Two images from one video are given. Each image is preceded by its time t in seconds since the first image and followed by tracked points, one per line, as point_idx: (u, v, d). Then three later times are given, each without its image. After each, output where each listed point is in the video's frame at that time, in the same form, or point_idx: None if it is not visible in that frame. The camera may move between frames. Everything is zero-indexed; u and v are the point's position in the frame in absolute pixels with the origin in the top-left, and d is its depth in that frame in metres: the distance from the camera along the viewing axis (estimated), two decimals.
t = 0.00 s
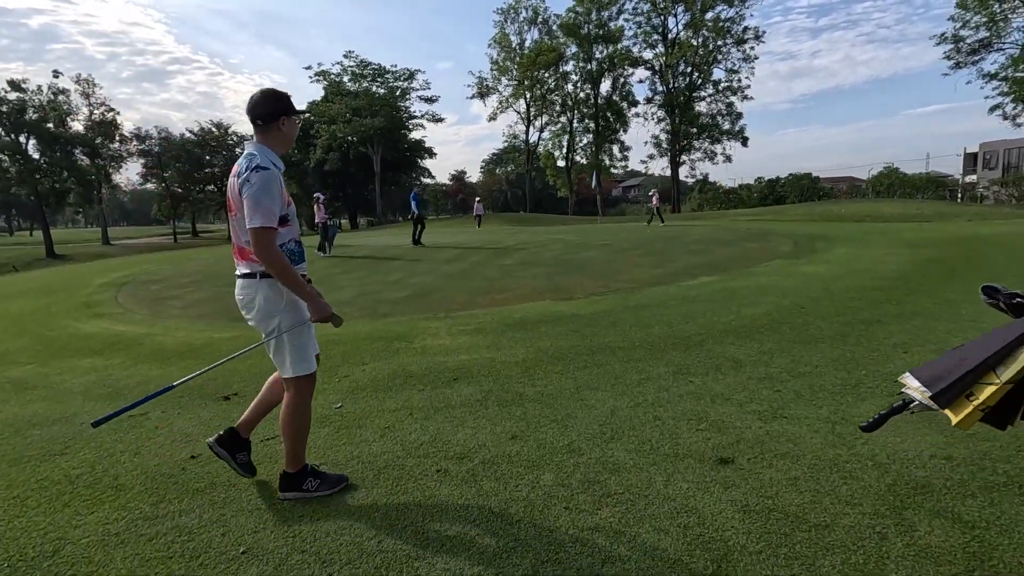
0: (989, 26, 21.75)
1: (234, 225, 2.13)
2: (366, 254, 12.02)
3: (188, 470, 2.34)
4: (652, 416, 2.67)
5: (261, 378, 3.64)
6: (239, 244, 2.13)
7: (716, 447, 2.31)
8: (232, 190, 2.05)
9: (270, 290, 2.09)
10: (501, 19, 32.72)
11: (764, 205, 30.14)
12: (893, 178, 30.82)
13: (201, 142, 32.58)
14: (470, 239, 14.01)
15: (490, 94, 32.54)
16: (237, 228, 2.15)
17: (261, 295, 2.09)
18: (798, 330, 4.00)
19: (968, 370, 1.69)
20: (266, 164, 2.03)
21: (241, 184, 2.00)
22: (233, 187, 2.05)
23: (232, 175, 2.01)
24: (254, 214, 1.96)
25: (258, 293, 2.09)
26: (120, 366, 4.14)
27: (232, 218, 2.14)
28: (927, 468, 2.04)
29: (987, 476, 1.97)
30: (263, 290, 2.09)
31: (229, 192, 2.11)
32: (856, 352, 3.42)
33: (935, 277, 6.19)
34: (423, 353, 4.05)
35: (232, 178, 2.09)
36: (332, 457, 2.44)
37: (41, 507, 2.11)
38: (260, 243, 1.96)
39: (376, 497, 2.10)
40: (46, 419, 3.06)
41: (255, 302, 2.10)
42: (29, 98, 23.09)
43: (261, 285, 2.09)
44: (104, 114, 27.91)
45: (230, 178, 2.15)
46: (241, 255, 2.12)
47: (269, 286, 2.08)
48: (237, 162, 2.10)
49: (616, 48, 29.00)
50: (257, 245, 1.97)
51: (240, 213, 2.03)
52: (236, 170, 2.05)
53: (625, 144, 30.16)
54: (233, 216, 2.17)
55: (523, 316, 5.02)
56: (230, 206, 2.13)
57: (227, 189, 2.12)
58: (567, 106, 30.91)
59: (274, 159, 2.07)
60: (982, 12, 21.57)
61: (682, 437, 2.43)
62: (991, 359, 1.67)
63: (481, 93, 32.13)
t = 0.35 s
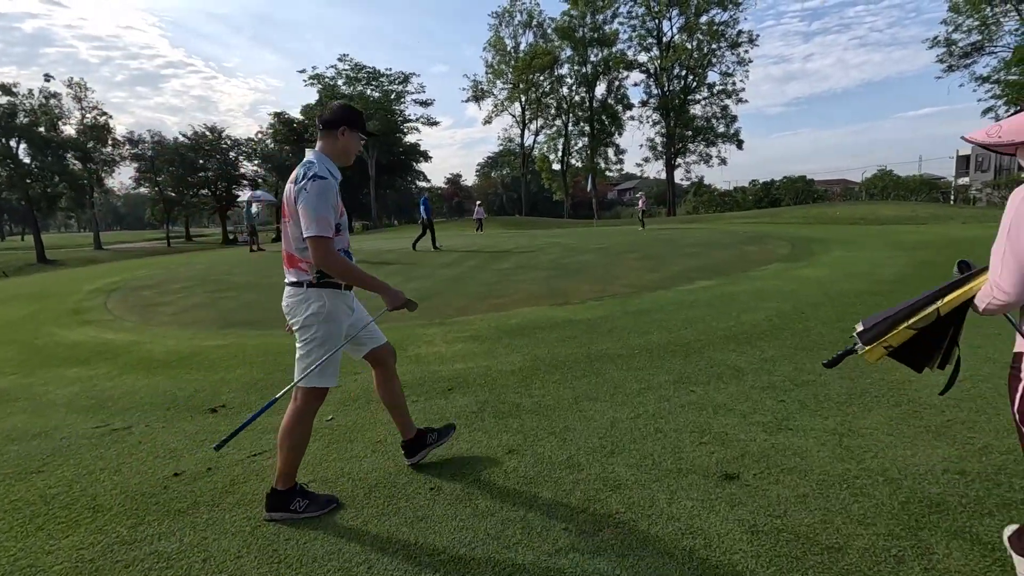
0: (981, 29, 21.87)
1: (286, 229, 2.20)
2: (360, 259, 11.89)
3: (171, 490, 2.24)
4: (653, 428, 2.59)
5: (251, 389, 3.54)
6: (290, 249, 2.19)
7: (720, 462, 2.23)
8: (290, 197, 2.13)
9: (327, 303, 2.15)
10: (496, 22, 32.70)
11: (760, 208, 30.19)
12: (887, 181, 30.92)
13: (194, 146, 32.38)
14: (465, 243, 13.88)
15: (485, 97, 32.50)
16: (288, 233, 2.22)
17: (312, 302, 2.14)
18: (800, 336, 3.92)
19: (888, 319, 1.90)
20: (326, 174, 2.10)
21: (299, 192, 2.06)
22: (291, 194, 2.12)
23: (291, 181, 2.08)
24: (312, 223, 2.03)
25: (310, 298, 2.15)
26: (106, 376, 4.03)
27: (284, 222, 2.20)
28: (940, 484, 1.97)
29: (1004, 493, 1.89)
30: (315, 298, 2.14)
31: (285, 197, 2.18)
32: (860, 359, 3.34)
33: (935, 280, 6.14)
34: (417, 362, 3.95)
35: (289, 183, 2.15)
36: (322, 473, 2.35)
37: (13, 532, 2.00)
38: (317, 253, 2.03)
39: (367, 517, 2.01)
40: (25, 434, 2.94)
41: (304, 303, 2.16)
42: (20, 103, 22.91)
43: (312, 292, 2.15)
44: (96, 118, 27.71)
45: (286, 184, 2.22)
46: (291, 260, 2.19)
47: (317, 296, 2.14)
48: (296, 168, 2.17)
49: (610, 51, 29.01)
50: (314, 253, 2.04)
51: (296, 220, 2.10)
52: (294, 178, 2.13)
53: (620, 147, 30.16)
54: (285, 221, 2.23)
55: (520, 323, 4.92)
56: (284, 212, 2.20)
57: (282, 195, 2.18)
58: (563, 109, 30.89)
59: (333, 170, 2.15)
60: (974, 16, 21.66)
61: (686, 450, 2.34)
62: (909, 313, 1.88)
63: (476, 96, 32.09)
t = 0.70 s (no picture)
0: (964, 33, 22.03)
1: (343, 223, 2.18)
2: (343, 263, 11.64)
3: (110, 524, 2.02)
4: (642, 448, 2.41)
5: (215, 404, 3.32)
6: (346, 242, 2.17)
7: (714, 488, 2.07)
8: (349, 189, 2.13)
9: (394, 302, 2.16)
10: (484, 24, 32.56)
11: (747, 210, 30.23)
12: (874, 183, 31.10)
13: (177, 147, 31.89)
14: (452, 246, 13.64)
15: (473, 99, 32.32)
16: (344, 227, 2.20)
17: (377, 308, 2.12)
18: (795, 344, 3.75)
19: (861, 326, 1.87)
20: (382, 165, 2.13)
21: (361, 183, 2.07)
22: (351, 187, 2.12)
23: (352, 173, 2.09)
24: (381, 211, 2.03)
25: (374, 301, 2.13)
26: (63, 391, 3.79)
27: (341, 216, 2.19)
28: (952, 513, 1.81)
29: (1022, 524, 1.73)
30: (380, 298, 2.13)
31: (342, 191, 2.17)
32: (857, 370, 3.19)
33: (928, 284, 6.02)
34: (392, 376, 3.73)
35: (347, 177, 2.16)
36: (279, 502, 2.14)
37: None
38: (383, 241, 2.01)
39: (324, 556, 1.81)
40: None
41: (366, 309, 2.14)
42: None
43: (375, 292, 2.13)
44: (76, 119, 27.17)
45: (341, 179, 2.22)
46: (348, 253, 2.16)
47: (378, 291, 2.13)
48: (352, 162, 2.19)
49: (598, 53, 28.96)
50: (379, 241, 2.02)
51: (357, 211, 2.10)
52: (350, 171, 2.14)
53: (608, 149, 30.11)
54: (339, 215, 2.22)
55: (504, 331, 4.72)
56: (339, 205, 2.19)
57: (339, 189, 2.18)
58: (551, 111, 30.77)
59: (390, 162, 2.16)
60: (958, 19, 21.82)
61: (676, 474, 2.17)
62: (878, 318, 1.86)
63: (464, 98, 31.91)
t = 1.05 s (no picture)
0: (939, 41, 22.33)
1: (379, 239, 2.07)
2: (319, 271, 11.34)
3: None
4: (620, 489, 2.20)
5: (156, 436, 3.02)
6: (385, 259, 2.06)
7: (700, 539, 1.86)
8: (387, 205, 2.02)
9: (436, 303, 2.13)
10: (467, 28, 32.39)
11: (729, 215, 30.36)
12: (852, 188, 31.45)
13: (153, 152, 31.20)
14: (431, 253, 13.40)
15: (455, 103, 32.11)
16: (378, 243, 2.09)
17: (434, 315, 2.07)
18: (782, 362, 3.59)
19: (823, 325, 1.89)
20: (420, 179, 2.04)
21: (404, 198, 1.98)
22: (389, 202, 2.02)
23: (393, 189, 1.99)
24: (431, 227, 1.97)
25: (425, 310, 2.06)
26: None
27: (375, 232, 2.07)
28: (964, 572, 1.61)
29: None
30: (431, 306, 2.09)
31: (377, 206, 2.06)
32: (850, 393, 2.99)
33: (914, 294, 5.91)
34: (358, 399, 3.48)
35: (381, 192, 2.05)
36: (207, 563, 1.88)
37: None
38: (436, 257, 1.93)
39: None
40: None
41: (422, 321, 2.05)
42: None
43: (425, 302, 2.07)
44: (47, 122, 26.41)
45: (371, 193, 2.10)
46: (389, 270, 2.05)
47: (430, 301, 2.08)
48: (385, 176, 2.08)
49: (581, 58, 28.94)
50: (426, 256, 1.95)
51: (398, 228, 2.01)
52: (385, 185, 2.04)
53: (591, 154, 30.07)
54: (372, 231, 2.10)
55: (482, 346, 4.52)
56: (373, 220, 2.08)
57: (373, 204, 2.06)
58: (534, 116, 30.67)
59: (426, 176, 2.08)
60: (932, 28, 22.15)
61: (658, 522, 1.96)
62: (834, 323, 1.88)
63: (447, 102, 31.69)
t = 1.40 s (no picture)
0: (931, 43, 22.23)
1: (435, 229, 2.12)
2: (300, 276, 10.92)
3: None
4: (611, 536, 1.89)
5: (88, 467, 2.68)
6: (442, 250, 2.11)
7: None
8: (446, 192, 2.08)
9: (489, 301, 2.17)
10: (458, 30, 32.09)
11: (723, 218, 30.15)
12: (845, 190, 31.31)
13: (139, 155, 30.65)
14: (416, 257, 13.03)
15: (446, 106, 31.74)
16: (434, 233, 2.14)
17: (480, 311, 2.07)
18: (788, 376, 3.27)
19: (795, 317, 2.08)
20: (477, 169, 2.12)
21: (462, 187, 2.06)
22: (446, 190, 2.08)
23: (452, 177, 2.06)
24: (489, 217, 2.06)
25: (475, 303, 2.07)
26: None
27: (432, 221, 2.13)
28: None
29: None
30: (484, 300, 2.11)
31: (434, 195, 2.12)
32: (866, 414, 2.70)
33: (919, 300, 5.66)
34: (322, 422, 3.13)
35: (438, 179, 2.11)
36: None
37: None
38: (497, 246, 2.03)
39: None
40: None
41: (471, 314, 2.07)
42: None
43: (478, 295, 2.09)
44: (29, 124, 25.56)
45: (427, 181, 2.16)
46: (446, 260, 2.10)
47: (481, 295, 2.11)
48: (440, 164, 2.14)
49: (573, 60, 28.67)
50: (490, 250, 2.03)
51: (454, 217, 2.07)
52: (443, 174, 2.10)
53: (584, 157, 29.80)
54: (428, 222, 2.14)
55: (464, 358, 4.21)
56: (430, 209, 2.13)
57: (430, 192, 2.12)
58: (526, 118, 30.38)
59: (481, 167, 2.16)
60: (925, 29, 22.01)
61: None
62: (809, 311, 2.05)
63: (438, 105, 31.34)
